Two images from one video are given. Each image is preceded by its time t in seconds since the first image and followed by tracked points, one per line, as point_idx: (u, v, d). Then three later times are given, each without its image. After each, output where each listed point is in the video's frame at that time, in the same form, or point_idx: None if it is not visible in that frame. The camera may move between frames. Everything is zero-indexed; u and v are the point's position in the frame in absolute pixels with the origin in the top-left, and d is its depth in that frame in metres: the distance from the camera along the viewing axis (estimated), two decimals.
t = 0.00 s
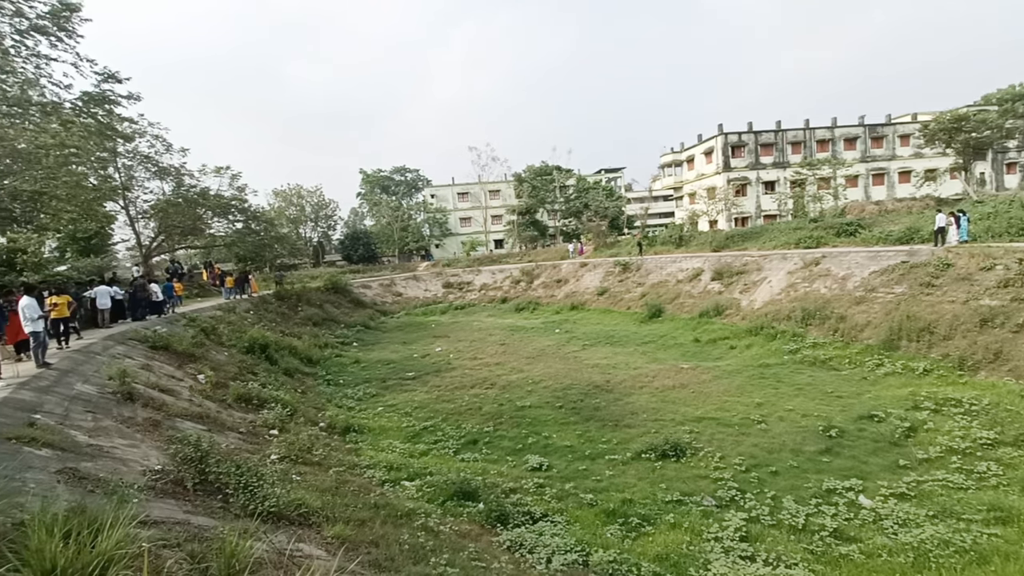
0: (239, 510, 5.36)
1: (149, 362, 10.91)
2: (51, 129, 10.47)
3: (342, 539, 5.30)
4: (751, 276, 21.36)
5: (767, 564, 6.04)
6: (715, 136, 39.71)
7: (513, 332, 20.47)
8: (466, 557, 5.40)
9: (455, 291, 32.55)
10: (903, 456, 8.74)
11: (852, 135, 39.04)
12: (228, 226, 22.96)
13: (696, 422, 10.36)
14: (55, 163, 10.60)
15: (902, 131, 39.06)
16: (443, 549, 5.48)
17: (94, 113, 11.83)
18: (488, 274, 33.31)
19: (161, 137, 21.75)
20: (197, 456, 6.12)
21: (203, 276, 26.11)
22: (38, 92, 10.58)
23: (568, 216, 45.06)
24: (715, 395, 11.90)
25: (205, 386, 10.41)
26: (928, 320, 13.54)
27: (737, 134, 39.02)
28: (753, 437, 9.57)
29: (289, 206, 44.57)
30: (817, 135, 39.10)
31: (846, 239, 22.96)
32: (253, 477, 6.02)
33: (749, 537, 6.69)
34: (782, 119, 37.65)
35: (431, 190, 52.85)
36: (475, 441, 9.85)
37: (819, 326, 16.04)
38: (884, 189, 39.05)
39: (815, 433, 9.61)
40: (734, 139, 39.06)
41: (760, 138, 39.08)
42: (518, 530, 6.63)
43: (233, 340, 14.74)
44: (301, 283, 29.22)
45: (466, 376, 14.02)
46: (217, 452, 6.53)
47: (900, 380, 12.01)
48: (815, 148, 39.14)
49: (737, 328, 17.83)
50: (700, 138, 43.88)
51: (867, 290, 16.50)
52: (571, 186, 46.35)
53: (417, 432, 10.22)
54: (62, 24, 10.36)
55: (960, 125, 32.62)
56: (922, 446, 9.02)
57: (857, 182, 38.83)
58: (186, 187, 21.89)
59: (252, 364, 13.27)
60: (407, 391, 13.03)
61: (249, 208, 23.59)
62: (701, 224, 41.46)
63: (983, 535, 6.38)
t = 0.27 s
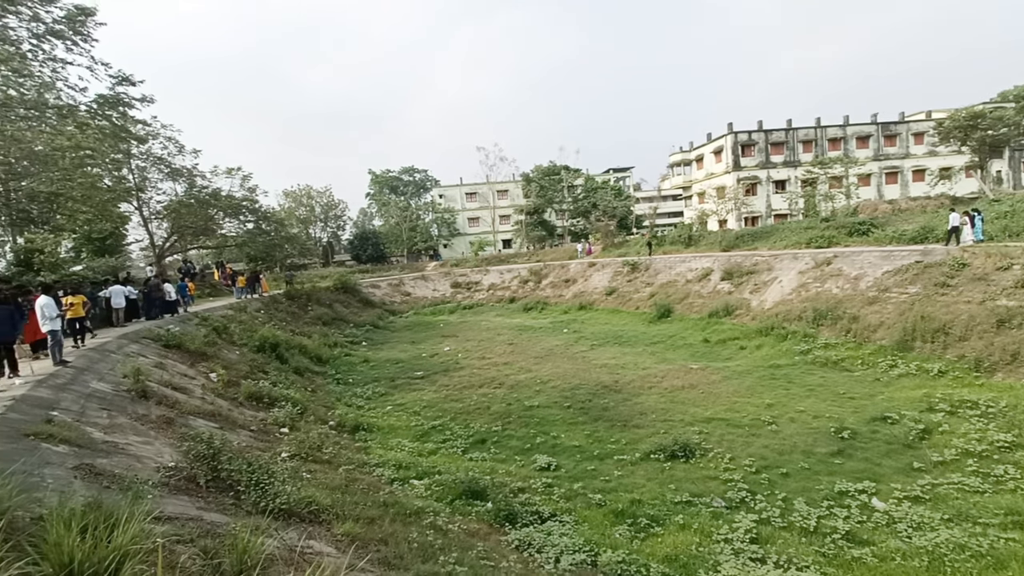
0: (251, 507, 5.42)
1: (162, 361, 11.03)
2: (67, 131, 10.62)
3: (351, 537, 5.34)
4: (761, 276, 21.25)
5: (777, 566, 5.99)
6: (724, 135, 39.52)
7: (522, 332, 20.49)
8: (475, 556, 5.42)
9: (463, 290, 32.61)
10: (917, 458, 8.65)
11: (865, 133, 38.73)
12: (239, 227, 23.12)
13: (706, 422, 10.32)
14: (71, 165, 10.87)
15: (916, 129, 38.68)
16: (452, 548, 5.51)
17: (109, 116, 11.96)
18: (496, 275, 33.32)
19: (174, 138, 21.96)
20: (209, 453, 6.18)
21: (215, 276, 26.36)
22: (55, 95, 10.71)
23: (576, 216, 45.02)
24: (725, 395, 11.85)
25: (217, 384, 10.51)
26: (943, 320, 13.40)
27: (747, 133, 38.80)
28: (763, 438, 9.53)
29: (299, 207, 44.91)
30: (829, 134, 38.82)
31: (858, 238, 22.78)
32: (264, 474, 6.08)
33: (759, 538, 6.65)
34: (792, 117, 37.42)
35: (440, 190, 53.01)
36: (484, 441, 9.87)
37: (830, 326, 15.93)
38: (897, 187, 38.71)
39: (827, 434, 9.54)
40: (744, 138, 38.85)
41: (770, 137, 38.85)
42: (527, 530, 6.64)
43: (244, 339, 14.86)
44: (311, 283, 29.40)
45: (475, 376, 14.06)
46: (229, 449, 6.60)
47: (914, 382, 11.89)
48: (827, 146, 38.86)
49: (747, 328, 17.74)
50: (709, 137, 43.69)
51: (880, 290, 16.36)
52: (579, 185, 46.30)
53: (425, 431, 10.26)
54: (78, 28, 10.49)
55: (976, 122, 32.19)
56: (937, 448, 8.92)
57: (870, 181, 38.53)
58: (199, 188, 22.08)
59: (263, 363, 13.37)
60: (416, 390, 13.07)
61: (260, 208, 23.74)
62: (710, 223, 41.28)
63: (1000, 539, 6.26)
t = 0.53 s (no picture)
0: (260, 505, 5.46)
1: (173, 360, 11.13)
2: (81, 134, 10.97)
3: (359, 536, 5.37)
4: (770, 276, 21.15)
5: (787, 568, 5.95)
6: (733, 134, 39.35)
7: (529, 332, 20.50)
8: (482, 556, 5.43)
9: (470, 291, 32.65)
10: (930, 461, 8.57)
11: (876, 132, 38.46)
12: (249, 227, 23.28)
13: (714, 423, 10.28)
14: (84, 166, 11.41)
15: (928, 127, 38.34)
16: (459, 548, 5.52)
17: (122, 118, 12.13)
18: (503, 275, 33.34)
19: (185, 140, 22.17)
20: (220, 451, 6.24)
21: (225, 277, 26.56)
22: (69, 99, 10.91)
23: (583, 216, 44.98)
24: (734, 396, 11.79)
25: (227, 383, 10.59)
26: (957, 321, 13.26)
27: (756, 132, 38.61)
28: (773, 439, 9.48)
29: (308, 207, 45.19)
30: (840, 132, 38.57)
31: (870, 238, 22.62)
32: (274, 472, 6.13)
33: (768, 541, 6.60)
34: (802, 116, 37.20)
35: (447, 190, 53.14)
36: (491, 440, 9.89)
37: (841, 326, 15.82)
38: (910, 186, 38.40)
39: (838, 436, 9.48)
40: (753, 137, 38.66)
41: (780, 136, 38.65)
42: (534, 530, 6.65)
43: (254, 339, 14.96)
44: (319, 283, 29.57)
45: (482, 376, 14.09)
46: (239, 448, 6.65)
47: (927, 383, 11.78)
48: (837, 145, 38.60)
49: (755, 329, 17.66)
50: (718, 137, 43.51)
51: (892, 290, 16.24)
52: (587, 185, 46.25)
53: (433, 431, 10.28)
54: (92, 32, 10.66)
55: (991, 120, 31.74)
56: (950, 450, 8.83)
57: (882, 180, 38.28)
58: (209, 189, 22.28)
59: (273, 363, 13.46)
60: (423, 390, 13.11)
61: (269, 209, 23.90)
62: (719, 223, 41.11)
63: (1014, 543, 6.18)
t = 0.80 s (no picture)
0: (269, 504, 5.49)
1: (183, 359, 11.22)
2: (94, 136, 11.52)
3: (366, 535, 5.39)
4: (779, 276, 21.05)
5: (795, 570, 5.92)
6: (741, 133, 39.19)
7: (535, 332, 20.50)
8: (489, 556, 5.44)
9: (477, 291, 32.67)
10: (942, 463, 8.49)
11: (887, 130, 38.20)
12: (258, 228, 23.43)
13: (722, 424, 10.25)
14: (97, 169, 11.89)
15: (940, 124, 38.01)
16: (466, 547, 5.53)
17: (134, 121, 12.48)
18: (510, 275, 33.36)
19: (195, 142, 22.35)
20: (229, 450, 6.28)
21: (234, 277, 26.74)
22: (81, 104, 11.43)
23: (590, 216, 44.93)
24: (742, 397, 11.75)
25: (236, 383, 10.66)
26: (970, 322, 13.13)
27: (764, 131, 38.44)
28: (781, 441, 9.44)
29: (316, 208, 45.43)
30: (850, 130, 38.33)
31: (880, 237, 22.47)
32: (282, 471, 6.16)
33: (777, 543, 6.56)
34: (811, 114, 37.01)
35: (454, 191, 53.25)
36: (497, 440, 9.90)
37: (850, 327, 15.72)
38: (921, 184, 38.10)
39: (848, 437, 9.42)
40: (761, 136, 38.49)
41: (788, 135, 38.45)
42: (541, 530, 6.65)
43: (262, 339, 15.04)
44: (327, 283, 29.70)
45: (488, 376, 14.10)
46: (248, 447, 6.69)
47: (939, 385, 11.67)
48: (847, 143, 38.38)
49: (764, 329, 17.58)
50: (725, 136, 43.36)
51: (902, 290, 16.12)
52: (593, 185, 46.19)
53: (440, 431, 10.30)
54: (105, 36, 10.79)
55: (1005, 117, 31.21)
56: (962, 452, 8.73)
57: (893, 178, 38.04)
58: (219, 190, 22.44)
59: (281, 362, 13.52)
60: (430, 390, 13.13)
61: (278, 210, 24.03)
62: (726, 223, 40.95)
63: None
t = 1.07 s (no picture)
0: (277, 500, 5.53)
1: (193, 356, 11.29)
2: (106, 136, 11.88)
3: (373, 532, 5.42)
4: (788, 276, 20.93)
5: (803, 571, 5.89)
6: (750, 132, 38.98)
7: (541, 331, 20.48)
8: (495, 553, 5.45)
9: (483, 289, 32.68)
10: (953, 464, 8.40)
11: (899, 127, 37.88)
12: (267, 227, 23.57)
13: (730, 424, 10.21)
14: (109, 168, 12.04)
15: (954, 122, 37.62)
16: (472, 544, 5.55)
17: (145, 121, 12.87)
18: (516, 273, 33.36)
19: (204, 142, 22.49)
20: (238, 447, 6.33)
21: (242, 275, 26.90)
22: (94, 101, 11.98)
23: (597, 214, 44.87)
24: (750, 397, 11.70)
25: (245, 380, 10.74)
26: (983, 322, 12.99)
27: (773, 129, 38.20)
28: (789, 441, 9.40)
29: (323, 207, 45.66)
30: (861, 128, 38.03)
31: (891, 236, 22.31)
32: (290, 468, 6.20)
33: (785, 543, 6.53)
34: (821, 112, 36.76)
35: (460, 190, 53.33)
36: (504, 438, 9.91)
37: (861, 326, 15.60)
38: (934, 182, 37.73)
39: (858, 438, 9.36)
40: (770, 134, 38.25)
41: (798, 133, 38.20)
42: (547, 528, 6.66)
43: (270, 336, 15.12)
44: (335, 281, 29.82)
45: (495, 374, 14.12)
46: (256, 443, 6.74)
47: (951, 386, 11.56)
48: (858, 141, 38.09)
49: (772, 329, 17.48)
50: (734, 134, 43.15)
51: (914, 289, 15.99)
52: (600, 184, 46.10)
53: (446, 429, 10.32)
54: (116, 37, 10.86)
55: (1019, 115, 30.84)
56: (975, 454, 8.63)
57: (904, 176, 37.71)
58: (228, 189, 22.57)
59: (289, 360, 13.59)
60: (437, 388, 13.16)
61: (286, 209, 24.14)
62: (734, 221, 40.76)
63: None
